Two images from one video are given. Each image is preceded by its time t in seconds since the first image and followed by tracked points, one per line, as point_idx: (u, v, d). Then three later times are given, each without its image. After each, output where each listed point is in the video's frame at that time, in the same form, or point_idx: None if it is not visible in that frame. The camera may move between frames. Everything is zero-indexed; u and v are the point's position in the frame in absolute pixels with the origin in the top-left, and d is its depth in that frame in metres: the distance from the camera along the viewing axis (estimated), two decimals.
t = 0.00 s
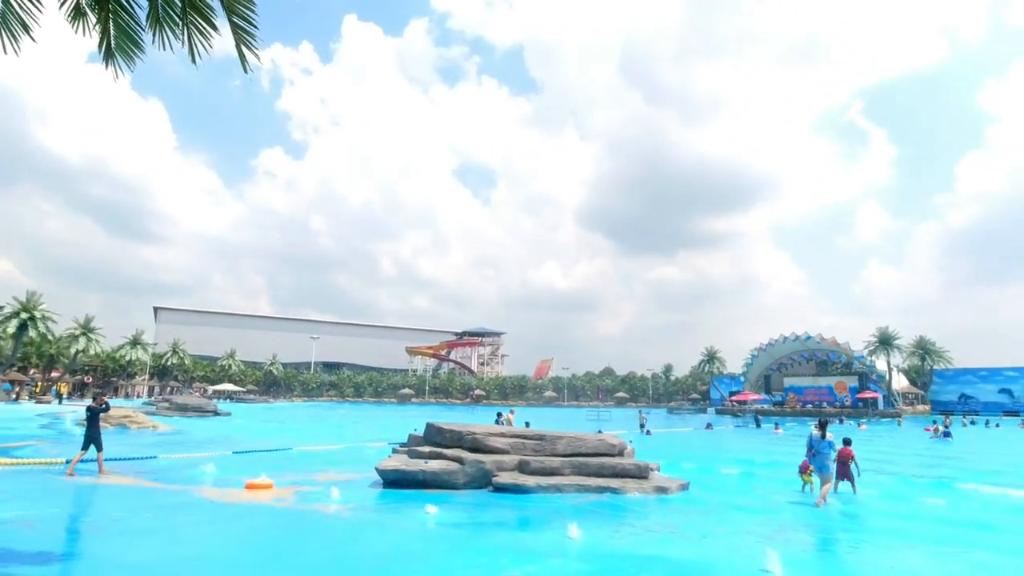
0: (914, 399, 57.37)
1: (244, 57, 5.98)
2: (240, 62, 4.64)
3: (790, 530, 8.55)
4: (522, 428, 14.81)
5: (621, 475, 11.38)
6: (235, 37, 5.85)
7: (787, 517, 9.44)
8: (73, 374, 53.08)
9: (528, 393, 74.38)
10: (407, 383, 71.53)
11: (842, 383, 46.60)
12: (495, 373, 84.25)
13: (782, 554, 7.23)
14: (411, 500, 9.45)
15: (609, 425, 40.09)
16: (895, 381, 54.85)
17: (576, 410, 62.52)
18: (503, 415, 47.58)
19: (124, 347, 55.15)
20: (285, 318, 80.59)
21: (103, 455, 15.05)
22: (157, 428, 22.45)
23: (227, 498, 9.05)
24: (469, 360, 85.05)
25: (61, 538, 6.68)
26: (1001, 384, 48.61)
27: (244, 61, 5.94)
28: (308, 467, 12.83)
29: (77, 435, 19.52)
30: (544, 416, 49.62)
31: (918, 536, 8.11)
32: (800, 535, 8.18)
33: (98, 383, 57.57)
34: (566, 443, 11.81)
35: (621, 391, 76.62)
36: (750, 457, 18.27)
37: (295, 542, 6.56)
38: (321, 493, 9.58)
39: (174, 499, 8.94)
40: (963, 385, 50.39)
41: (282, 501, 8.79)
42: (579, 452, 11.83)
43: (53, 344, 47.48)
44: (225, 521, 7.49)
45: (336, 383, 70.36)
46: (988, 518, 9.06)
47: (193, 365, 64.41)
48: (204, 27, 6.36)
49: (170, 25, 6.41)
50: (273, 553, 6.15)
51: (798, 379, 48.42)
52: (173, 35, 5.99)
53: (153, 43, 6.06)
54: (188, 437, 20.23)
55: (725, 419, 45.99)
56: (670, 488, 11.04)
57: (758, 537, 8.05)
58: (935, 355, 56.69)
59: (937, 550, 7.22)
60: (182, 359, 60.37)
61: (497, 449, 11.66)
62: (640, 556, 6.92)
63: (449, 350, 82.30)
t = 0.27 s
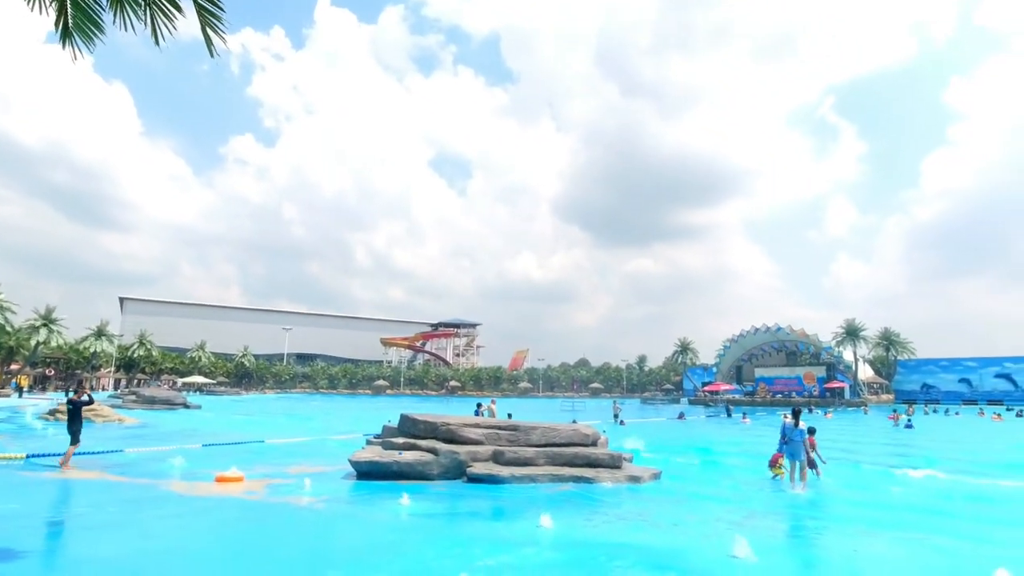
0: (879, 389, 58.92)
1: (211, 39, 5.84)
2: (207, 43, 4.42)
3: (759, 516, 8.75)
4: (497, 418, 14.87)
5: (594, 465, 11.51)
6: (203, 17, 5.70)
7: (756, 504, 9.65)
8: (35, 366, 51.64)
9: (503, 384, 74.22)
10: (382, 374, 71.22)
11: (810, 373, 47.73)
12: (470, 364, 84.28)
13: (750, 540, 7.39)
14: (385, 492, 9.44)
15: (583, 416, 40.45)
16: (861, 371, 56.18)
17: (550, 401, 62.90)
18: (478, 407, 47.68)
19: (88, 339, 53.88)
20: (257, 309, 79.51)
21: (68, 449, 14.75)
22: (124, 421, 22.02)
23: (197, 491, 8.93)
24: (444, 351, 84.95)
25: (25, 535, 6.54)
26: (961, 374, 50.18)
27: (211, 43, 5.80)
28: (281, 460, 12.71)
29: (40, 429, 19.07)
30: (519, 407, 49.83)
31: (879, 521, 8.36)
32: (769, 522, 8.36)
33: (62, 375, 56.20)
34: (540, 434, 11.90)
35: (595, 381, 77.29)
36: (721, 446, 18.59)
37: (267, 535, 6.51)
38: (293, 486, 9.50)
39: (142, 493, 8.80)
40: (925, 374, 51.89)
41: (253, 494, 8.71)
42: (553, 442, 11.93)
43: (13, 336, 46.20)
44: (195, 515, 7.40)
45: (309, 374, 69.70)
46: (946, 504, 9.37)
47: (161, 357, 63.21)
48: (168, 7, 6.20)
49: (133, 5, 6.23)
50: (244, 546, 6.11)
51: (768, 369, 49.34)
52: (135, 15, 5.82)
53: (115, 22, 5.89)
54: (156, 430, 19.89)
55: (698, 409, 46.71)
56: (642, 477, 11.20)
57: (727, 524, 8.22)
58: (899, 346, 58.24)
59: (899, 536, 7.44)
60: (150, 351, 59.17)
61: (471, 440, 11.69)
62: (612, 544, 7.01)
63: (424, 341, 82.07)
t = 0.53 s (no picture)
0: (847, 380, 60.29)
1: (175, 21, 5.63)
2: (170, 29, 4.26)
3: (729, 505, 8.91)
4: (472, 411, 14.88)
5: (569, 456, 11.59)
6: None
7: (727, 492, 9.84)
8: None
9: (479, 376, 73.51)
10: (357, 367, 70.77)
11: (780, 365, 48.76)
12: (446, 357, 84.12)
13: (720, 528, 7.53)
14: (359, 485, 9.40)
15: (559, 408, 40.69)
16: (830, 362, 57.37)
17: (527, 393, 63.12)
18: (454, 399, 47.66)
19: (51, 332, 52.58)
20: (228, 301, 78.32)
21: (32, 445, 14.44)
22: (90, 416, 21.55)
23: (166, 486, 8.80)
24: (420, 344, 84.65)
25: None
26: (925, 364, 51.50)
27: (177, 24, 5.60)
28: (253, 453, 12.59)
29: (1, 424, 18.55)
30: (495, 399, 49.94)
31: (845, 509, 8.58)
32: (739, 510, 8.54)
33: (25, 369, 54.77)
34: (515, 426, 11.94)
35: (571, 373, 77.78)
36: (694, 437, 18.86)
37: (238, 530, 6.44)
38: (265, 480, 9.40)
39: (109, 488, 8.66)
40: (891, 365, 53.21)
41: (224, 489, 8.61)
42: (529, 434, 11.98)
43: None
44: (163, 510, 7.30)
45: (283, 367, 68.96)
46: (908, 492, 9.63)
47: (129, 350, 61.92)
48: None
49: None
50: (215, 540, 6.04)
51: (740, 361, 50.00)
52: None
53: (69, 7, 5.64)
54: (122, 425, 19.50)
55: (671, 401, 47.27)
56: (616, 467, 11.31)
57: (698, 513, 8.36)
58: (867, 338, 59.57)
59: (864, 523, 7.65)
60: (117, 343, 57.90)
61: (447, 432, 11.69)
62: (584, 533, 7.09)
63: (399, 333, 81.64)
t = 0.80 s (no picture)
0: (821, 374, 61.41)
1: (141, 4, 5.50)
2: (142, 15, 4.14)
3: (705, 497, 9.02)
4: (451, 405, 14.87)
5: (548, 450, 11.64)
6: None
7: (703, 485, 9.97)
8: None
9: (459, 370, 73.67)
10: (337, 361, 70.29)
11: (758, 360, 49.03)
12: (426, 352, 83.90)
13: (697, 520, 7.63)
14: (337, 480, 9.34)
15: (539, 402, 40.85)
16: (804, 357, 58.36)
17: (507, 388, 63.24)
18: (434, 394, 47.54)
19: (18, 326, 51.38)
20: (204, 295, 77.21)
21: None
22: (59, 412, 21.07)
23: (138, 483, 8.65)
24: (400, 338, 84.31)
25: None
26: (895, 359, 52.79)
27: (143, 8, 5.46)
28: (229, 449, 12.43)
29: None
30: (475, 394, 49.91)
31: (817, 501, 8.74)
32: (715, 502, 8.67)
33: None
34: (494, 420, 11.96)
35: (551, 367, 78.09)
36: (670, 430, 19.08)
37: (213, 525, 6.37)
38: (241, 476, 9.29)
39: (79, 485, 8.48)
40: (863, 360, 54.29)
41: (198, 485, 8.50)
42: (508, 428, 12.00)
43: None
44: (136, 507, 7.18)
45: (260, 362, 68.21)
46: (879, 483, 9.85)
47: (101, 345, 60.75)
48: None
49: None
50: (189, 537, 5.96)
51: (718, 356, 50.60)
52: None
53: None
54: (93, 421, 19.10)
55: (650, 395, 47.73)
56: (595, 461, 11.38)
57: (675, 505, 8.46)
58: (840, 333, 60.78)
59: (836, 514, 7.80)
60: (87, 338, 56.69)
61: (425, 426, 11.66)
62: (562, 526, 7.14)
63: (378, 328, 81.17)
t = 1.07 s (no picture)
0: (794, 371, 62.37)
1: None
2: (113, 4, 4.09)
3: (681, 494, 9.12)
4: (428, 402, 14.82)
5: (526, 447, 11.66)
6: None
7: (678, 481, 10.08)
8: None
9: (438, 367, 73.49)
10: (314, 358, 69.63)
11: (734, 357, 49.89)
12: (405, 349, 83.48)
13: (672, 516, 7.71)
14: (313, 478, 9.26)
15: (518, 399, 40.86)
16: (779, 354, 59.22)
17: (486, 385, 63.21)
18: (412, 391, 47.33)
19: None
20: (177, 291, 75.93)
21: None
22: (25, 411, 20.56)
23: (107, 482, 8.48)
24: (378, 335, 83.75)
25: None
26: (867, 356, 53.79)
27: None
28: (202, 447, 12.25)
29: None
30: (454, 391, 49.77)
31: (789, 496, 8.89)
32: (690, 498, 8.77)
33: None
34: (472, 417, 11.93)
35: (530, 364, 78.22)
36: (646, 427, 19.24)
37: (186, 525, 6.28)
38: (213, 475, 9.15)
39: (46, 485, 8.29)
40: (836, 357, 55.16)
41: (170, 484, 8.36)
42: (486, 425, 11.99)
43: None
44: (105, 508, 7.04)
45: (235, 359, 67.30)
46: (850, 479, 10.05)
47: (70, 341, 59.44)
48: None
49: None
50: (159, 537, 5.86)
51: (695, 353, 51.10)
52: None
53: None
54: (61, 420, 18.66)
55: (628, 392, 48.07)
56: (572, 458, 11.43)
57: (651, 501, 8.54)
58: (814, 331, 61.75)
59: (807, 509, 7.93)
60: (55, 333, 55.40)
61: (403, 423, 11.61)
62: (539, 522, 7.16)
63: (356, 325, 80.56)
